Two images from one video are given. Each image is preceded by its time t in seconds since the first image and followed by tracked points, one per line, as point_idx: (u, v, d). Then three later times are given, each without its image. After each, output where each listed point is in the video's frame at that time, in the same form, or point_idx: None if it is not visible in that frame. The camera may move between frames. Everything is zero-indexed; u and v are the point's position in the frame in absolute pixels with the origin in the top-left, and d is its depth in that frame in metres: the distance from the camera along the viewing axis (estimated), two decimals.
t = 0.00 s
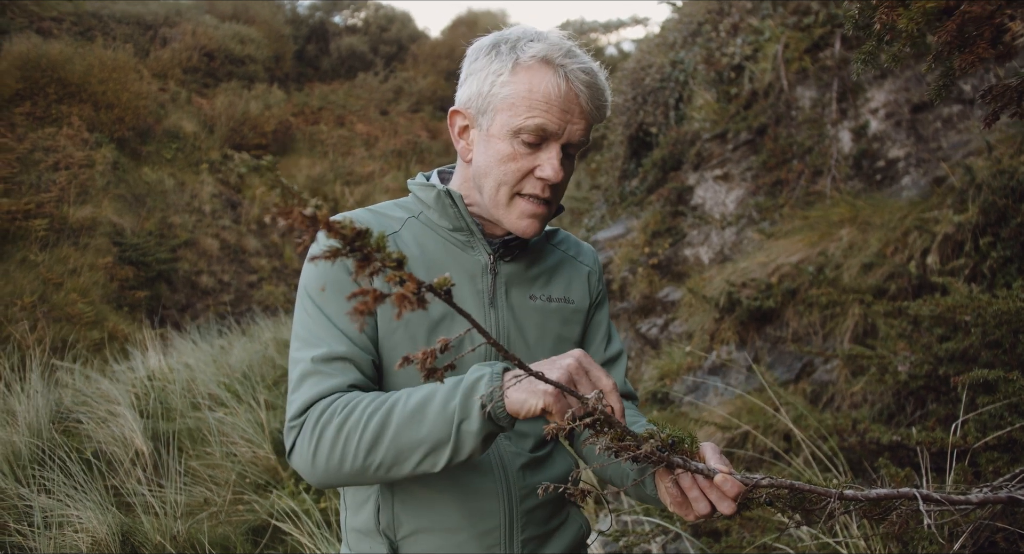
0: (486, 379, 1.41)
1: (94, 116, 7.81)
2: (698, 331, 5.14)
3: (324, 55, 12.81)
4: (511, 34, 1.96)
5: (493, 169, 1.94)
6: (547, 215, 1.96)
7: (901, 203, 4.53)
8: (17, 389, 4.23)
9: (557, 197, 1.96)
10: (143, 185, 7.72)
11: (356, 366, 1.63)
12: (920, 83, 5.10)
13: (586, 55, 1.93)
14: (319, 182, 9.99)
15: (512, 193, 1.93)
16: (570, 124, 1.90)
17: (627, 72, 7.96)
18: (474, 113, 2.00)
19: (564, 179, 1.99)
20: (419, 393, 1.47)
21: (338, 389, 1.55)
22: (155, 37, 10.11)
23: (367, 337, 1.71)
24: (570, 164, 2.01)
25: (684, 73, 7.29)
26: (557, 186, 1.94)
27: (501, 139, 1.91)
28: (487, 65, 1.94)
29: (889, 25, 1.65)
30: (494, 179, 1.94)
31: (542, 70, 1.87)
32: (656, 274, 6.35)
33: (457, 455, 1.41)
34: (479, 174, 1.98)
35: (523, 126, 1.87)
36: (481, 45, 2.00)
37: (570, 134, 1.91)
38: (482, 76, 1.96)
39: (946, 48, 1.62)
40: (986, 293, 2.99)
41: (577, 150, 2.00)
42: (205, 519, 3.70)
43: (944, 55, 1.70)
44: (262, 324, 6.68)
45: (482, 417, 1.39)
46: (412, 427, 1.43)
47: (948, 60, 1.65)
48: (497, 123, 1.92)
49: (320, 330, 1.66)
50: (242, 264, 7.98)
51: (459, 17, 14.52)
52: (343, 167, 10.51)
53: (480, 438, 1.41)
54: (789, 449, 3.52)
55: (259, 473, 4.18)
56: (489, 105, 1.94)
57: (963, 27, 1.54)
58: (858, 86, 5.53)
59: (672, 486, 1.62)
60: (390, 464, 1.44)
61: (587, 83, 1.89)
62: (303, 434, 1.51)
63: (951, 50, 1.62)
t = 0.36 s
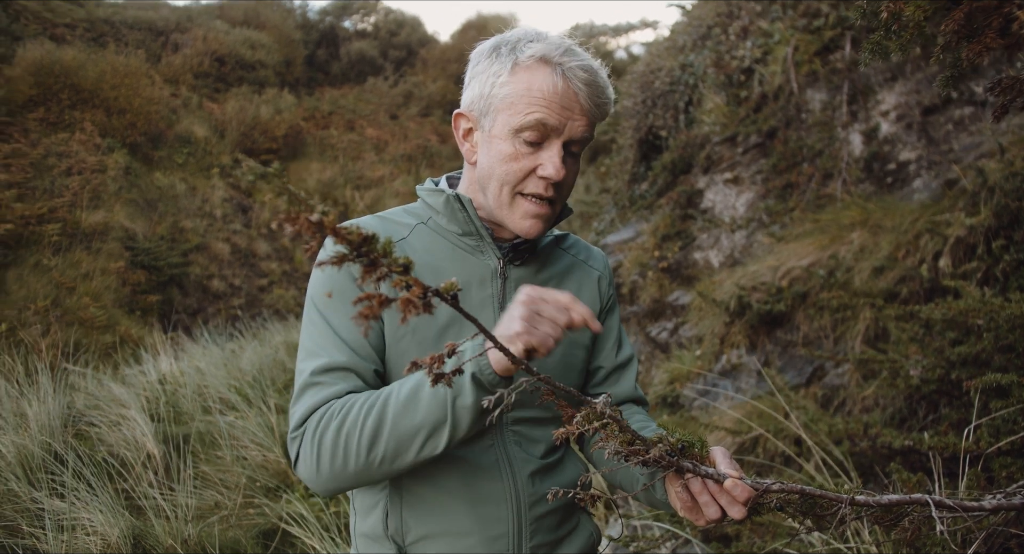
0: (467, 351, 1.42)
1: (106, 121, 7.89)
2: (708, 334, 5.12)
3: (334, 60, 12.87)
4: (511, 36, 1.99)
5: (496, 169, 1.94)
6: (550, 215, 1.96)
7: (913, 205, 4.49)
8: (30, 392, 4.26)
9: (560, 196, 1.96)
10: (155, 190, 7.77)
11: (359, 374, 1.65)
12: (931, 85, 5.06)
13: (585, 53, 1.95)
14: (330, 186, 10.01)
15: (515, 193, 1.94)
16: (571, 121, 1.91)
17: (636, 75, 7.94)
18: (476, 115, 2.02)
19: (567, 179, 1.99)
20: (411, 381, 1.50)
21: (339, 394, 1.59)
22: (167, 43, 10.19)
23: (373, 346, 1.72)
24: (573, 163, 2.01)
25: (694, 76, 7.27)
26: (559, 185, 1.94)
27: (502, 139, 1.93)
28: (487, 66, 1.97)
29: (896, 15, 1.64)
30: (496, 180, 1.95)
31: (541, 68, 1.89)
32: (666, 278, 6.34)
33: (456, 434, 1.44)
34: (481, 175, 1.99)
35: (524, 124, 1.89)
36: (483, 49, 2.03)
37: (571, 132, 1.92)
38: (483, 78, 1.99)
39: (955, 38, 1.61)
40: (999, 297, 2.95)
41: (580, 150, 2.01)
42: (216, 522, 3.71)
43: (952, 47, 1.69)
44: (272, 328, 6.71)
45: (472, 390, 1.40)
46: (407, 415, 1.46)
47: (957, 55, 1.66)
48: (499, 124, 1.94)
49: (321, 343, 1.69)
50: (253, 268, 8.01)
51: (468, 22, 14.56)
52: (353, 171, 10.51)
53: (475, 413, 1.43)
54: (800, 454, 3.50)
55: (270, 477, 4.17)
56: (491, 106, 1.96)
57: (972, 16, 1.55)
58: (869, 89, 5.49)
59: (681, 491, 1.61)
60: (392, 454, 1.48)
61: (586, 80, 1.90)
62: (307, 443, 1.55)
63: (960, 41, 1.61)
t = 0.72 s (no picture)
0: (460, 411, 1.54)
1: (109, 122, 7.91)
2: (709, 337, 5.12)
3: (336, 61, 12.89)
4: (495, 26, 2.05)
5: (483, 154, 1.96)
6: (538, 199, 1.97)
7: (914, 208, 4.48)
8: (30, 392, 4.26)
9: (549, 180, 1.98)
10: (157, 191, 7.78)
11: (334, 404, 1.67)
12: (933, 88, 5.05)
13: (569, 34, 2.00)
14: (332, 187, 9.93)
15: (501, 176, 1.95)
16: (558, 101, 1.95)
17: (637, 78, 7.95)
18: (462, 103, 2.06)
19: (556, 162, 2.01)
20: (399, 426, 1.60)
21: (319, 427, 1.64)
22: (169, 44, 10.22)
23: (349, 368, 1.72)
24: (563, 148, 2.03)
25: (695, 79, 7.26)
26: (547, 167, 1.96)
27: (489, 123, 1.96)
28: (473, 53, 2.02)
29: (897, 18, 1.63)
30: (483, 162, 1.96)
31: (525, 49, 1.93)
32: (666, 280, 6.35)
33: (440, 480, 1.58)
34: (469, 162, 2.00)
35: (510, 107, 1.93)
36: (468, 42, 2.08)
37: (559, 112, 1.96)
38: (470, 66, 2.03)
39: (957, 41, 1.60)
40: (1001, 300, 2.94)
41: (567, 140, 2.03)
42: (215, 523, 3.70)
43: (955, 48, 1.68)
44: (273, 328, 6.71)
45: (462, 446, 1.54)
46: (397, 462, 1.56)
47: (959, 57, 1.66)
48: (485, 108, 1.97)
49: (299, 367, 1.70)
50: (254, 269, 7.96)
51: (470, 23, 14.55)
52: (354, 172, 10.49)
53: (461, 462, 1.57)
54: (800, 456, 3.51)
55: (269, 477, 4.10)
56: (477, 90, 2.00)
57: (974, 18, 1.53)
58: (871, 91, 5.49)
59: (681, 500, 1.60)
60: (377, 492, 1.59)
61: (571, 58, 1.95)
62: (286, 472, 1.62)
63: (962, 44, 1.61)
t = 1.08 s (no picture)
0: (446, 428, 1.58)
1: (117, 122, 7.95)
2: (715, 340, 5.11)
3: (344, 63, 12.91)
4: (484, 23, 2.01)
5: (475, 163, 1.98)
6: (533, 206, 1.98)
7: (923, 212, 4.44)
8: (37, 390, 4.28)
9: (543, 187, 1.99)
10: (164, 191, 7.80)
11: (325, 419, 1.73)
12: (941, 91, 5.01)
13: (559, 31, 1.96)
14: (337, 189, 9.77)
15: (495, 185, 1.97)
16: (551, 105, 1.93)
17: (645, 80, 7.93)
18: (454, 106, 2.05)
19: (551, 166, 2.01)
20: (387, 442, 1.64)
21: (309, 440, 1.70)
22: (177, 45, 10.28)
23: (341, 383, 1.77)
24: (558, 151, 2.02)
25: (703, 81, 7.23)
26: (541, 174, 1.96)
27: (481, 130, 1.96)
28: (461, 54, 2.00)
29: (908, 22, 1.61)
30: (477, 172, 1.98)
31: (514, 51, 1.90)
32: (672, 283, 6.34)
33: (428, 496, 1.62)
34: (463, 169, 2.02)
35: (500, 113, 1.92)
36: (458, 40, 2.06)
37: (552, 116, 1.93)
38: (459, 68, 2.02)
39: (968, 45, 1.58)
40: (1009, 305, 2.91)
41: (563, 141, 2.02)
42: (219, 523, 3.71)
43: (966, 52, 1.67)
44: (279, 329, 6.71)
45: (450, 463, 1.57)
46: (386, 477, 1.61)
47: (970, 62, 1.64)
48: (476, 114, 1.97)
49: (289, 380, 1.75)
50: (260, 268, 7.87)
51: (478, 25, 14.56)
52: (361, 173, 10.48)
53: (449, 479, 1.61)
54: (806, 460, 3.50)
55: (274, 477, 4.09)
56: (467, 95, 1.99)
57: (987, 23, 1.52)
58: (879, 95, 5.46)
59: (685, 514, 1.59)
60: (366, 506, 1.64)
61: (562, 58, 1.91)
62: (275, 485, 1.68)
63: (974, 48, 1.59)
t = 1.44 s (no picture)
0: (439, 428, 1.56)
1: (119, 123, 7.97)
2: (717, 341, 5.10)
3: (346, 64, 12.92)
4: (481, 25, 2.00)
5: (469, 166, 1.98)
6: (527, 210, 1.98)
7: (925, 213, 4.43)
8: (38, 392, 4.28)
9: (537, 191, 1.99)
10: (167, 192, 7.81)
11: (322, 419, 1.73)
12: (944, 91, 4.99)
13: (556, 36, 1.94)
14: (341, 189, 9.86)
15: (489, 190, 1.97)
16: (544, 111, 1.92)
17: (647, 81, 7.93)
18: (449, 109, 2.06)
19: (545, 170, 2.01)
20: (382, 443, 1.64)
21: (306, 441, 1.70)
22: (180, 46, 10.31)
23: (337, 384, 1.77)
24: (553, 155, 2.02)
25: (705, 82, 7.21)
26: (535, 179, 1.96)
27: (474, 134, 1.96)
28: (458, 57, 2.00)
29: (908, 13, 1.61)
30: (470, 176, 1.99)
31: (509, 56, 1.90)
32: (674, 284, 6.34)
33: (423, 497, 1.61)
34: (456, 172, 2.03)
35: (494, 118, 1.92)
36: (455, 41, 2.06)
37: (546, 122, 1.93)
38: (455, 71, 2.02)
39: (969, 37, 1.58)
40: (1013, 306, 2.89)
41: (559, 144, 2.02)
42: (220, 525, 3.71)
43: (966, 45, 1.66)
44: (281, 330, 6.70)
45: (444, 464, 1.56)
46: (380, 478, 1.61)
47: (970, 57, 1.64)
48: (470, 118, 1.97)
49: (286, 381, 1.76)
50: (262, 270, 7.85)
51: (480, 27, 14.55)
52: (364, 175, 10.46)
53: (444, 481, 1.59)
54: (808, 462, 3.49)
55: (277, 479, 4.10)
56: (462, 99, 1.99)
57: (987, 12, 1.51)
58: (881, 95, 5.44)
59: (683, 513, 1.58)
60: (362, 507, 1.63)
61: (557, 64, 1.90)
62: (272, 487, 1.68)
63: (974, 40, 1.58)
